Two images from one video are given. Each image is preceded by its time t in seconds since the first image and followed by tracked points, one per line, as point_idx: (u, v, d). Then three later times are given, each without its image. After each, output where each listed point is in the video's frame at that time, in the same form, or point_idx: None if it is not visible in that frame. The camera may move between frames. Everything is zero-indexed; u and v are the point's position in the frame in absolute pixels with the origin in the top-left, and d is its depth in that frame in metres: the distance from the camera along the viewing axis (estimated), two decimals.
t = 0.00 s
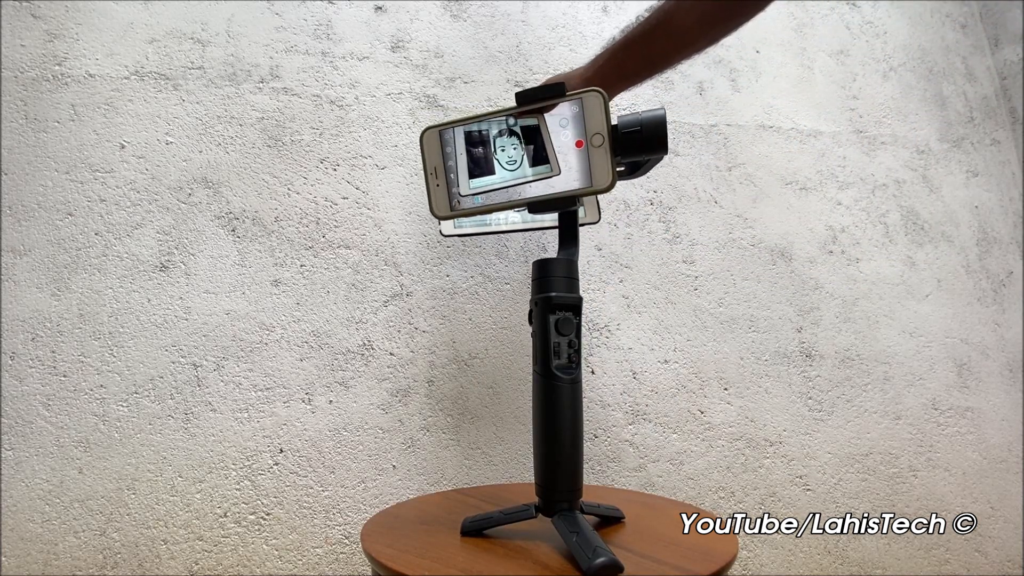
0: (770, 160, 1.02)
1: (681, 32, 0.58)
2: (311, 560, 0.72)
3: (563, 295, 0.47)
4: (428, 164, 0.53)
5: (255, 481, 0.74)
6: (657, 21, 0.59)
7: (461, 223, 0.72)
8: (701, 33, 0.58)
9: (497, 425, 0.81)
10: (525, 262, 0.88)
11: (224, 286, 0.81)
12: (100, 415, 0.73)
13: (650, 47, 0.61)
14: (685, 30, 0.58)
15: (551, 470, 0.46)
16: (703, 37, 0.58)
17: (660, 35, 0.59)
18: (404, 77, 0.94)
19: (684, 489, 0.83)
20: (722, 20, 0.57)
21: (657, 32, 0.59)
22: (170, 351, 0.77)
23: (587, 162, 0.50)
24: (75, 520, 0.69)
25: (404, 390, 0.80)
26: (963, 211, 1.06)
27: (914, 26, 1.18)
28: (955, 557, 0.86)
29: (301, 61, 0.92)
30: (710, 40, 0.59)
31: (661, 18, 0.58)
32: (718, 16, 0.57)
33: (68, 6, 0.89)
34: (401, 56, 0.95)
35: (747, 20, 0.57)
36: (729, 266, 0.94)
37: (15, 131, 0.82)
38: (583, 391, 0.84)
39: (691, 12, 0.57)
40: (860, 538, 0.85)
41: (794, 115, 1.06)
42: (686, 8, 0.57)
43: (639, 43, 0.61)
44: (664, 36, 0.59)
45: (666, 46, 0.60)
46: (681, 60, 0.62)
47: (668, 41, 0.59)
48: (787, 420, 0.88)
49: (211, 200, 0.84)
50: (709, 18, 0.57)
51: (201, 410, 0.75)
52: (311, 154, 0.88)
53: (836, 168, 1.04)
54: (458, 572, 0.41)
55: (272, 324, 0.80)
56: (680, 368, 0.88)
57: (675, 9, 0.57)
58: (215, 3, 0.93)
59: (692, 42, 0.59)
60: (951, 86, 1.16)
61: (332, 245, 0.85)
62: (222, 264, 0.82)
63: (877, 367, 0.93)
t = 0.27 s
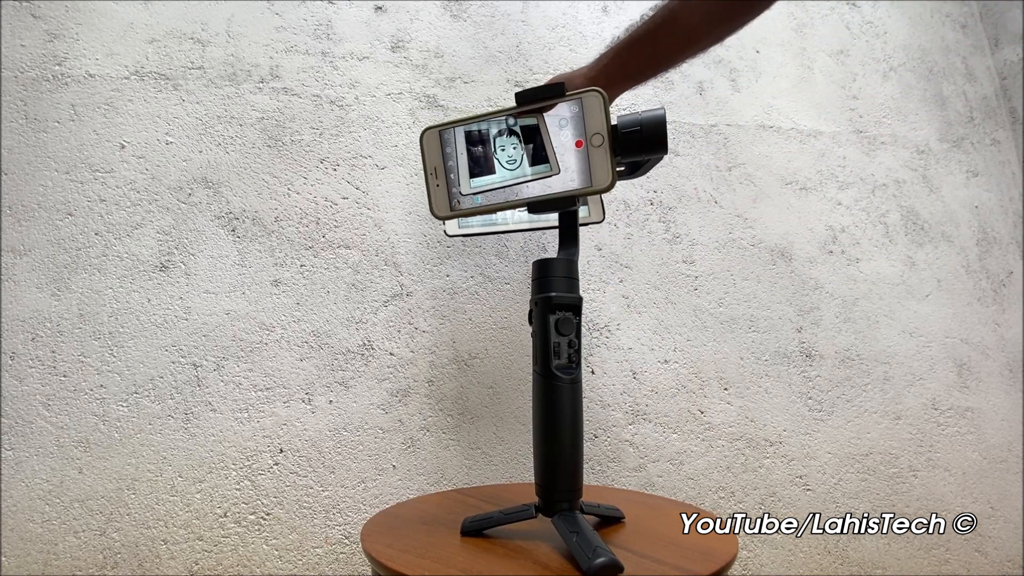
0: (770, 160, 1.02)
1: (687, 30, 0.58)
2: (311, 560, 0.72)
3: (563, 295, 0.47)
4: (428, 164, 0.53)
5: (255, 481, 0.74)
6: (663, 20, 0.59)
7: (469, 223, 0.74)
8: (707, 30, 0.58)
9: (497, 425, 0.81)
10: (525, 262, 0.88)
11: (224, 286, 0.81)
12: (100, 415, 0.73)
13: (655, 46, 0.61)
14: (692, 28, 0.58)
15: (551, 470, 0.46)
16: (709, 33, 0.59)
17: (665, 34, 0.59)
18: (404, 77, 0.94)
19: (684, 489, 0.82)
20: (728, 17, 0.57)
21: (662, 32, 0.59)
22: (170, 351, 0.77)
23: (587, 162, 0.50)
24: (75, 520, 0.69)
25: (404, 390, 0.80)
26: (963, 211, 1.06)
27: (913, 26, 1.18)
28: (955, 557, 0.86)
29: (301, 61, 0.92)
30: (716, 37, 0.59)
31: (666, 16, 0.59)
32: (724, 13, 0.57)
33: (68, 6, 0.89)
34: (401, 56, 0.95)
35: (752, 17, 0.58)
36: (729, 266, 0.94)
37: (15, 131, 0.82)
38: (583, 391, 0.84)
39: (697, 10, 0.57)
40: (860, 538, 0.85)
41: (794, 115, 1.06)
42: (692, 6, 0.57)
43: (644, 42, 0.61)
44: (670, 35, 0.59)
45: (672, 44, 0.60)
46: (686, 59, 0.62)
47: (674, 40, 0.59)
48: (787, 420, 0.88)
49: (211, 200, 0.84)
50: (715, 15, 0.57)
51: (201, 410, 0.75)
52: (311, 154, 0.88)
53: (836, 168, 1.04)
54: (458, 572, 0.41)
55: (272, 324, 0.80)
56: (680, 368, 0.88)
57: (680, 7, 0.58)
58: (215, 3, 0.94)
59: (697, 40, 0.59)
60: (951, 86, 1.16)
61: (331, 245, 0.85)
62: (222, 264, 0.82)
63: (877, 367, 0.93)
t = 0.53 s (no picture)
0: (770, 160, 1.02)
1: (686, 40, 0.59)
2: (311, 560, 0.72)
3: (563, 295, 0.47)
4: (428, 164, 0.53)
5: (255, 481, 0.74)
6: (662, 31, 0.59)
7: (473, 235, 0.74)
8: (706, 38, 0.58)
9: (497, 425, 0.81)
10: (524, 262, 0.88)
11: (224, 286, 0.81)
12: (100, 415, 0.73)
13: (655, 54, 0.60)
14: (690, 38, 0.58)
15: (551, 470, 0.46)
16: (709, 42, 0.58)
17: (665, 44, 0.59)
18: (404, 77, 0.94)
19: (684, 489, 0.82)
20: (729, 27, 0.57)
21: (661, 42, 0.59)
22: (170, 351, 0.77)
23: (587, 163, 0.50)
24: (75, 520, 0.69)
25: (404, 390, 0.80)
26: (963, 211, 1.06)
27: (913, 27, 1.18)
28: (955, 557, 0.86)
29: (301, 61, 0.92)
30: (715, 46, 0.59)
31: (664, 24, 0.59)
32: (723, 21, 0.57)
33: (68, 6, 0.89)
34: (401, 56, 0.95)
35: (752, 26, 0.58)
36: (729, 266, 0.94)
37: (15, 131, 0.82)
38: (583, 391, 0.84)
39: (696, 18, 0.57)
40: (860, 538, 0.84)
41: (794, 115, 1.06)
42: (692, 16, 0.57)
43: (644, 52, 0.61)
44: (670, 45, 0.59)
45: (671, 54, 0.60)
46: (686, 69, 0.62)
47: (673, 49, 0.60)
48: (787, 420, 0.88)
49: (211, 200, 0.84)
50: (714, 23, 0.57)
51: (201, 410, 0.75)
52: (311, 154, 0.88)
53: (836, 168, 1.04)
54: (458, 572, 0.41)
55: (272, 324, 0.80)
56: (680, 368, 0.88)
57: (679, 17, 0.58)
58: (216, 3, 0.94)
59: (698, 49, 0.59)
60: (951, 87, 1.16)
61: (332, 245, 0.85)
62: (222, 265, 0.82)
63: (877, 367, 0.93)
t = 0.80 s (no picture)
0: (770, 160, 1.02)
1: (693, 67, 0.58)
2: (311, 560, 0.72)
3: (563, 295, 0.47)
4: (427, 164, 0.53)
5: (255, 481, 0.74)
6: (664, 62, 0.59)
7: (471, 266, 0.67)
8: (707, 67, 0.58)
9: (497, 425, 0.81)
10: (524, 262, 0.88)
11: (224, 286, 0.81)
12: (100, 415, 0.73)
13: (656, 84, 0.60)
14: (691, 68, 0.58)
15: (551, 470, 0.46)
16: (711, 70, 0.58)
17: (672, 73, 0.59)
18: (404, 77, 0.94)
19: (684, 489, 0.82)
20: (737, 52, 0.56)
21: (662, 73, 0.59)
22: (170, 351, 0.77)
23: (586, 163, 0.50)
24: (75, 520, 0.69)
25: (404, 390, 0.80)
26: (963, 211, 1.06)
27: (913, 27, 1.18)
28: (955, 557, 0.86)
29: (301, 61, 0.92)
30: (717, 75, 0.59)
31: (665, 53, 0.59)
32: (724, 50, 0.56)
33: (68, 7, 0.89)
34: (401, 56, 0.96)
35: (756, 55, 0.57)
36: (729, 266, 0.94)
37: (15, 131, 0.82)
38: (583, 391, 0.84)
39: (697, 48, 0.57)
40: (860, 538, 0.84)
41: (794, 115, 1.06)
42: (693, 45, 0.57)
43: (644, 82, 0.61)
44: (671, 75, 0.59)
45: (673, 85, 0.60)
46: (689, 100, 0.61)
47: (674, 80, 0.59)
48: (787, 420, 0.88)
49: (211, 200, 0.84)
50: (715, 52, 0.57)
51: (201, 410, 0.75)
52: (311, 153, 0.88)
53: (836, 168, 1.04)
54: (459, 572, 0.41)
55: (272, 324, 0.80)
56: (680, 368, 0.88)
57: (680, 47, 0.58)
58: (216, 3, 0.94)
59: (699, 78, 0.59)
60: (951, 87, 1.16)
61: (332, 245, 0.85)
62: (222, 264, 0.82)
63: (877, 367, 0.93)
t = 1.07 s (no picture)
0: (770, 160, 1.02)
1: (701, 85, 0.58)
2: (312, 560, 0.72)
3: (563, 295, 0.47)
4: (427, 163, 0.53)
5: (255, 481, 0.74)
6: (672, 81, 0.59)
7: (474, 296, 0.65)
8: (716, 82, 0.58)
9: (497, 425, 0.81)
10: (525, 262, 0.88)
11: (224, 286, 0.81)
12: (100, 415, 0.73)
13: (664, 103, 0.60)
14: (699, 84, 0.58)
15: (551, 470, 0.46)
16: (719, 85, 0.58)
17: (679, 92, 0.59)
18: (404, 77, 0.94)
19: (684, 489, 0.82)
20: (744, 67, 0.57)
21: (670, 91, 0.60)
22: (170, 351, 0.77)
23: (586, 161, 0.49)
24: (75, 520, 0.69)
25: (404, 390, 0.80)
26: (963, 211, 1.06)
27: (913, 27, 1.18)
28: (954, 557, 0.86)
29: (301, 61, 0.92)
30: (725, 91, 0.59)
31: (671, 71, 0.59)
32: (732, 63, 0.57)
33: (69, 7, 0.89)
34: (401, 56, 0.96)
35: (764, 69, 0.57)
36: (729, 266, 0.94)
37: (15, 131, 0.82)
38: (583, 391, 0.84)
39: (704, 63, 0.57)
40: (860, 538, 0.84)
41: (793, 115, 1.06)
42: (700, 61, 0.57)
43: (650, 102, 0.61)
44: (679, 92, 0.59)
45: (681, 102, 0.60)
46: (698, 118, 0.61)
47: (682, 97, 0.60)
48: (787, 420, 0.88)
49: (211, 200, 0.84)
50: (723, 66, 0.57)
51: (201, 410, 0.75)
52: (311, 153, 0.88)
53: (836, 168, 1.04)
54: (458, 572, 0.41)
55: (272, 324, 0.80)
56: (680, 368, 0.88)
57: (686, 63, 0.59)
58: (216, 3, 0.94)
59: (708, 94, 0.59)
60: (951, 87, 1.16)
61: (332, 245, 0.85)
62: (222, 264, 0.82)
63: (877, 367, 0.93)
